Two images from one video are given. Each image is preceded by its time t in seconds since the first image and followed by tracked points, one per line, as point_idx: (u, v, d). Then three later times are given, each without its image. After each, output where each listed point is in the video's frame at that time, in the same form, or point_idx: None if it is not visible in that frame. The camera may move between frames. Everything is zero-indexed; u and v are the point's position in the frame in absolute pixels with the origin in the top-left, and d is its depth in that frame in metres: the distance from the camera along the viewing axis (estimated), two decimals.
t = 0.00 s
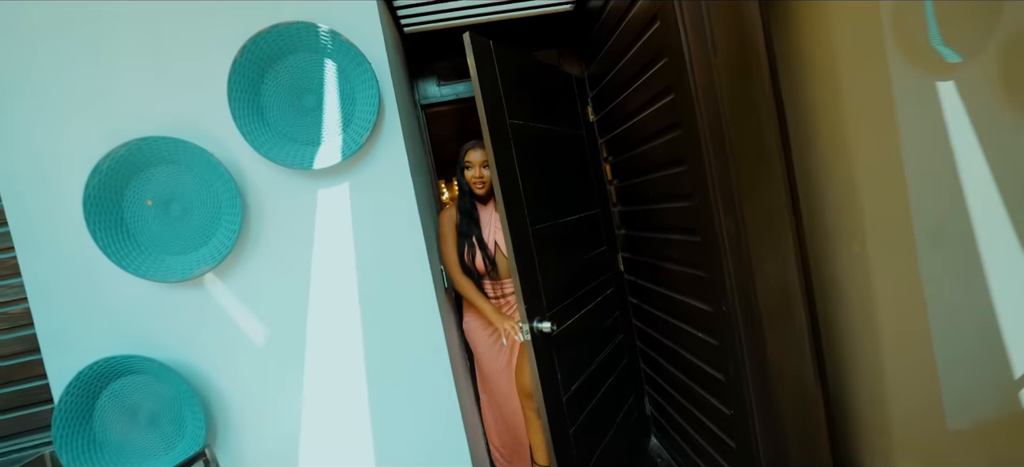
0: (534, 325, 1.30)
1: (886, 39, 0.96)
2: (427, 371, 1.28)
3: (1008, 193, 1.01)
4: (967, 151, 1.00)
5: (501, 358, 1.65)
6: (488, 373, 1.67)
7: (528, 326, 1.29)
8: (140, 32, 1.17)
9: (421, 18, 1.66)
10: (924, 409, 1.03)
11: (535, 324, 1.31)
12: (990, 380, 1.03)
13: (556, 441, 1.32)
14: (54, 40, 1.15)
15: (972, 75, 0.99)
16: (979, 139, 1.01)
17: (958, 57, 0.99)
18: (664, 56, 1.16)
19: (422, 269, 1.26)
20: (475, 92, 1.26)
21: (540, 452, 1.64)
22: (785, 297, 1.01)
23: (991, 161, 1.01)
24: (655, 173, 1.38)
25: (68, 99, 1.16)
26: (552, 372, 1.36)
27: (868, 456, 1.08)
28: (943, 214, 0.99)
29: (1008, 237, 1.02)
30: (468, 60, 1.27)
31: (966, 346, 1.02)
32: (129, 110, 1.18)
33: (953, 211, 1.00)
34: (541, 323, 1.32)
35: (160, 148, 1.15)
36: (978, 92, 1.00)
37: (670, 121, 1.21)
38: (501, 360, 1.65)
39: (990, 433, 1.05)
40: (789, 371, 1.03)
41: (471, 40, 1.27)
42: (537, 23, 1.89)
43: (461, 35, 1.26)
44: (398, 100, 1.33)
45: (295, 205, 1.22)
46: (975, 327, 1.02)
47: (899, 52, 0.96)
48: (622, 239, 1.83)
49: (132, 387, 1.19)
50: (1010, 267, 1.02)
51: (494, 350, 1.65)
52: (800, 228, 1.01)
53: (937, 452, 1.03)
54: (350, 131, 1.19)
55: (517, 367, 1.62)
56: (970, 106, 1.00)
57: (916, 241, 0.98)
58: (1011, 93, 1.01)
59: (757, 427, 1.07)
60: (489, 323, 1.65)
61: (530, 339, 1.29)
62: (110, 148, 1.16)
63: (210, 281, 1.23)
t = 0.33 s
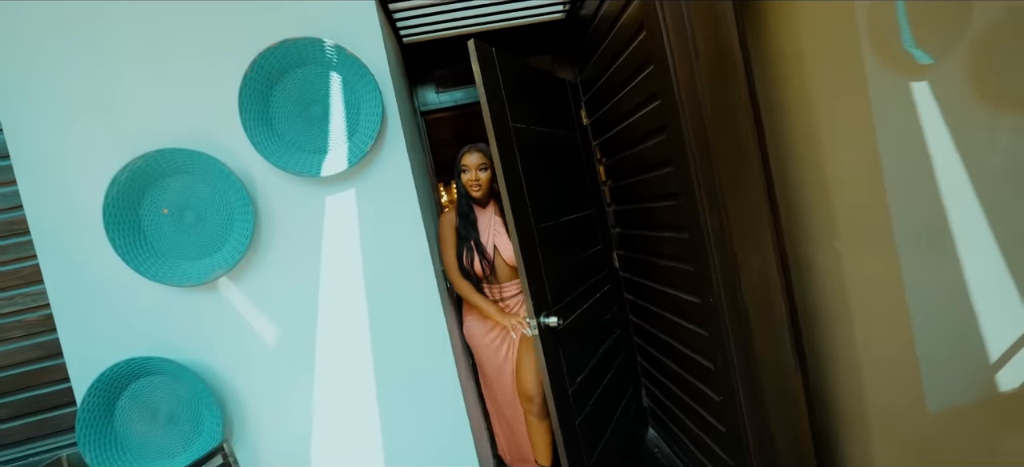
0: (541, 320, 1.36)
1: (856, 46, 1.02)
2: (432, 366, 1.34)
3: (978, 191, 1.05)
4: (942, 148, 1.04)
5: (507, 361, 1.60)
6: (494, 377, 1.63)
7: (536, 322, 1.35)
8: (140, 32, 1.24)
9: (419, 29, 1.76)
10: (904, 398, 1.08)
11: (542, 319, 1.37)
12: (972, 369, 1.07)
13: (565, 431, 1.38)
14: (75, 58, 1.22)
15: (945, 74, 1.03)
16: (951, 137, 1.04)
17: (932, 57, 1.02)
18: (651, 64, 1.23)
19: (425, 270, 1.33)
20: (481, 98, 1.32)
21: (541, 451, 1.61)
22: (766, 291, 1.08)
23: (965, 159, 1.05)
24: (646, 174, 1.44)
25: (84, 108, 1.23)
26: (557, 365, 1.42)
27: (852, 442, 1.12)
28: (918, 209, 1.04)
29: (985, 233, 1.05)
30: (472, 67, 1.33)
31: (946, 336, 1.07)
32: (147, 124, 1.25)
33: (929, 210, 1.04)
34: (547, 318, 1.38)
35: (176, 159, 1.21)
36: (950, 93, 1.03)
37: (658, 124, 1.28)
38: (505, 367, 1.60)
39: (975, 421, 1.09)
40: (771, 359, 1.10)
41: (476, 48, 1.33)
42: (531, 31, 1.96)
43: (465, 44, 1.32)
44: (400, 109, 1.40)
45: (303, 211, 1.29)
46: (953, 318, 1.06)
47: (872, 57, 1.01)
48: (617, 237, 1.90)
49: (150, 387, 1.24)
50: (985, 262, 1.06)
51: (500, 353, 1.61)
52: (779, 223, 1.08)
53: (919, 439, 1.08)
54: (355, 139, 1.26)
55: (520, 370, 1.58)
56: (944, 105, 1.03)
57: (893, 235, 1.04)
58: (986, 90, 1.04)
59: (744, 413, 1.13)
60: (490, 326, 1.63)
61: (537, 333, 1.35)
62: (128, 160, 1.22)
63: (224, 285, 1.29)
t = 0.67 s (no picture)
0: (549, 320, 1.41)
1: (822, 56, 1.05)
2: (435, 367, 1.40)
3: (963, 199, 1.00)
4: (921, 152, 1.02)
5: (508, 366, 1.61)
6: (490, 386, 1.63)
7: (544, 322, 1.39)
8: (153, 52, 1.31)
9: (416, 43, 1.83)
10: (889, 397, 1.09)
11: (549, 319, 1.41)
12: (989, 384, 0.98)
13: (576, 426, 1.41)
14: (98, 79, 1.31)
15: (915, 83, 1.00)
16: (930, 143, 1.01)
17: (898, 65, 1.01)
18: (636, 77, 1.32)
19: (426, 274, 1.39)
20: (487, 108, 1.38)
21: (543, 452, 1.62)
22: (748, 287, 1.15)
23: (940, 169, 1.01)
24: (637, 178, 1.51)
25: (100, 126, 1.31)
26: (564, 363, 1.46)
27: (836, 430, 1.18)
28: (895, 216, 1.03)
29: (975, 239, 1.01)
30: (478, 75, 1.39)
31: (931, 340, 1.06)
32: (161, 140, 1.32)
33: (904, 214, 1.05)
34: (554, 318, 1.43)
35: (187, 173, 1.27)
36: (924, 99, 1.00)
37: (645, 132, 1.35)
38: (504, 373, 1.60)
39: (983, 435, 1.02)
40: (756, 351, 1.16)
41: (480, 58, 1.40)
42: (524, 43, 2.03)
43: (474, 52, 1.38)
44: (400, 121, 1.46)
45: (309, 220, 1.34)
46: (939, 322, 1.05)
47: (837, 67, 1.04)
48: (611, 240, 1.97)
49: (163, 393, 1.29)
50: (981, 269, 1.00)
51: (500, 360, 1.60)
52: (756, 225, 1.15)
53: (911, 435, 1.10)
54: (359, 151, 1.32)
55: (520, 374, 1.60)
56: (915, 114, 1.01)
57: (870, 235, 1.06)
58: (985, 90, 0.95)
59: (733, 404, 1.20)
60: (491, 332, 1.63)
61: (545, 333, 1.40)
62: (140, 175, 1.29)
63: (234, 293, 1.34)
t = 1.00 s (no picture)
0: (558, 312, 1.44)
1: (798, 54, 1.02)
2: (438, 363, 1.45)
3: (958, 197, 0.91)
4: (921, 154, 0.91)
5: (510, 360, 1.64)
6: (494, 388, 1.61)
7: (554, 314, 1.42)
8: (160, 66, 1.36)
9: (412, 50, 1.89)
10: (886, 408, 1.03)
11: (558, 312, 1.44)
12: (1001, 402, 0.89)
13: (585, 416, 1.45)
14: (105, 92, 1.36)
15: (899, 80, 0.91)
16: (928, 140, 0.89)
17: (874, 66, 0.93)
18: (625, 81, 1.39)
19: (427, 274, 1.44)
20: (494, 110, 1.43)
21: (546, 443, 1.65)
22: (734, 278, 1.22)
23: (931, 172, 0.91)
24: (627, 177, 1.58)
25: (109, 136, 1.36)
26: (573, 356, 1.48)
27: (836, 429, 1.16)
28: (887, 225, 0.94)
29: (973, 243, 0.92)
30: (483, 77, 1.45)
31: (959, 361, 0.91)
32: (168, 149, 1.37)
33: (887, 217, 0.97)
34: (562, 310, 1.46)
35: (196, 181, 1.32)
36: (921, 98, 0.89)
37: (634, 133, 1.41)
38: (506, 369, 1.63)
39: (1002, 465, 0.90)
40: (742, 340, 1.23)
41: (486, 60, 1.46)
42: (517, 48, 2.10)
43: (476, 56, 1.45)
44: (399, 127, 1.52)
45: (314, 223, 1.40)
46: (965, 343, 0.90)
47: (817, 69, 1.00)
48: (605, 237, 2.04)
49: (176, 394, 1.34)
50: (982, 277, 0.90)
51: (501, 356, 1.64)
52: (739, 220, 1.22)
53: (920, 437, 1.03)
54: (362, 156, 1.38)
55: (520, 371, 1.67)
56: (899, 118, 0.92)
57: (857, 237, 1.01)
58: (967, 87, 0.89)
59: (723, 390, 1.26)
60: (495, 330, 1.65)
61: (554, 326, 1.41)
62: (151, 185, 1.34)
63: (243, 296, 1.39)
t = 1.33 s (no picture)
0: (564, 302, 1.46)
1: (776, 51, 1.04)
2: (441, 356, 1.51)
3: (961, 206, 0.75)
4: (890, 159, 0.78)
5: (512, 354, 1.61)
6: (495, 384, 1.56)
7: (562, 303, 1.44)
8: (162, 76, 1.40)
9: (406, 54, 1.94)
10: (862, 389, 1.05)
11: (564, 302, 1.46)
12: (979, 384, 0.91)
13: (592, 403, 1.47)
14: (109, 102, 1.39)
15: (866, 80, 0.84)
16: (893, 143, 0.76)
17: (849, 61, 0.88)
18: (613, 82, 1.46)
19: (428, 272, 1.49)
20: (496, 108, 1.46)
21: (546, 431, 1.66)
22: (719, 265, 1.28)
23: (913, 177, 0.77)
24: (615, 174, 1.67)
25: (114, 146, 1.40)
26: (579, 345, 1.52)
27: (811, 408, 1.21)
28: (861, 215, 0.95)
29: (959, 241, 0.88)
30: (488, 80, 1.49)
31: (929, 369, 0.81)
32: (173, 157, 1.41)
33: (869, 209, 0.93)
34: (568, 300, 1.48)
35: (201, 187, 1.37)
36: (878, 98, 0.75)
37: (623, 131, 1.48)
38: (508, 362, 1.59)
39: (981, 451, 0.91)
40: (729, 325, 1.30)
41: (489, 59, 1.50)
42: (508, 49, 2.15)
43: (481, 54, 1.47)
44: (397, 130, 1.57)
45: (317, 226, 1.45)
46: (939, 357, 0.80)
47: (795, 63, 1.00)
48: (599, 232, 2.10)
49: (188, 394, 1.38)
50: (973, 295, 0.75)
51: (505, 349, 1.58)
52: (723, 215, 1.26)
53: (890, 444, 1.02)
54: (362, 159, 1.43)
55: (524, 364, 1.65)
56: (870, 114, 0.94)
57: (841, 229, 1.00)
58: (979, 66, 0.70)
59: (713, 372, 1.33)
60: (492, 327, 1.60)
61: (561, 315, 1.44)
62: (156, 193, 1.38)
63: (250, 297, 1.44)
